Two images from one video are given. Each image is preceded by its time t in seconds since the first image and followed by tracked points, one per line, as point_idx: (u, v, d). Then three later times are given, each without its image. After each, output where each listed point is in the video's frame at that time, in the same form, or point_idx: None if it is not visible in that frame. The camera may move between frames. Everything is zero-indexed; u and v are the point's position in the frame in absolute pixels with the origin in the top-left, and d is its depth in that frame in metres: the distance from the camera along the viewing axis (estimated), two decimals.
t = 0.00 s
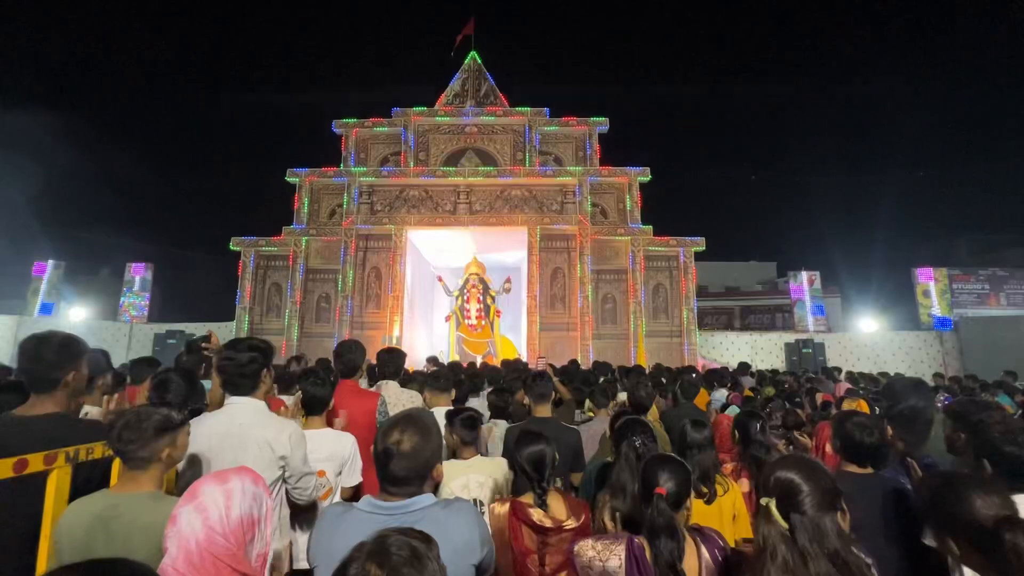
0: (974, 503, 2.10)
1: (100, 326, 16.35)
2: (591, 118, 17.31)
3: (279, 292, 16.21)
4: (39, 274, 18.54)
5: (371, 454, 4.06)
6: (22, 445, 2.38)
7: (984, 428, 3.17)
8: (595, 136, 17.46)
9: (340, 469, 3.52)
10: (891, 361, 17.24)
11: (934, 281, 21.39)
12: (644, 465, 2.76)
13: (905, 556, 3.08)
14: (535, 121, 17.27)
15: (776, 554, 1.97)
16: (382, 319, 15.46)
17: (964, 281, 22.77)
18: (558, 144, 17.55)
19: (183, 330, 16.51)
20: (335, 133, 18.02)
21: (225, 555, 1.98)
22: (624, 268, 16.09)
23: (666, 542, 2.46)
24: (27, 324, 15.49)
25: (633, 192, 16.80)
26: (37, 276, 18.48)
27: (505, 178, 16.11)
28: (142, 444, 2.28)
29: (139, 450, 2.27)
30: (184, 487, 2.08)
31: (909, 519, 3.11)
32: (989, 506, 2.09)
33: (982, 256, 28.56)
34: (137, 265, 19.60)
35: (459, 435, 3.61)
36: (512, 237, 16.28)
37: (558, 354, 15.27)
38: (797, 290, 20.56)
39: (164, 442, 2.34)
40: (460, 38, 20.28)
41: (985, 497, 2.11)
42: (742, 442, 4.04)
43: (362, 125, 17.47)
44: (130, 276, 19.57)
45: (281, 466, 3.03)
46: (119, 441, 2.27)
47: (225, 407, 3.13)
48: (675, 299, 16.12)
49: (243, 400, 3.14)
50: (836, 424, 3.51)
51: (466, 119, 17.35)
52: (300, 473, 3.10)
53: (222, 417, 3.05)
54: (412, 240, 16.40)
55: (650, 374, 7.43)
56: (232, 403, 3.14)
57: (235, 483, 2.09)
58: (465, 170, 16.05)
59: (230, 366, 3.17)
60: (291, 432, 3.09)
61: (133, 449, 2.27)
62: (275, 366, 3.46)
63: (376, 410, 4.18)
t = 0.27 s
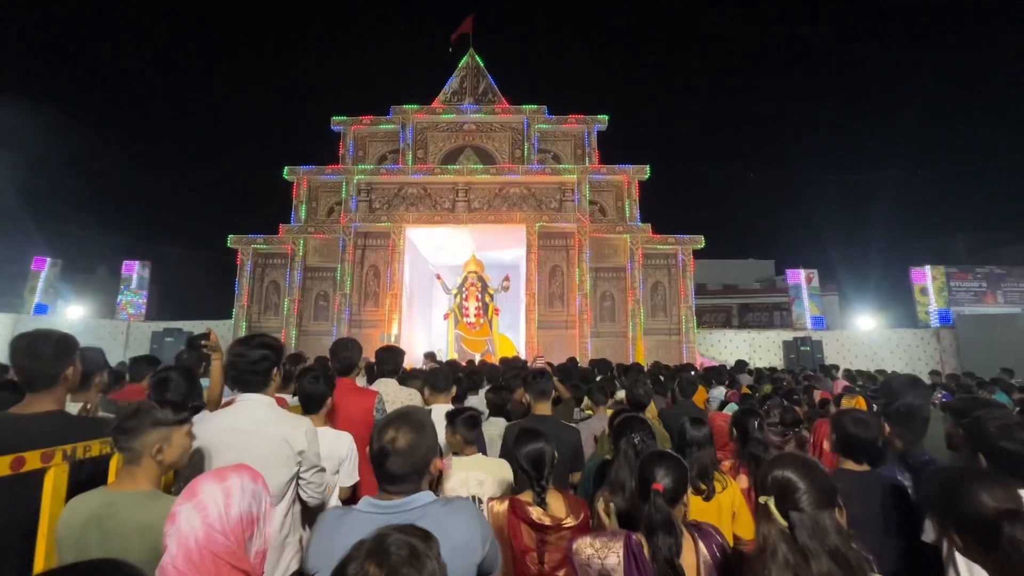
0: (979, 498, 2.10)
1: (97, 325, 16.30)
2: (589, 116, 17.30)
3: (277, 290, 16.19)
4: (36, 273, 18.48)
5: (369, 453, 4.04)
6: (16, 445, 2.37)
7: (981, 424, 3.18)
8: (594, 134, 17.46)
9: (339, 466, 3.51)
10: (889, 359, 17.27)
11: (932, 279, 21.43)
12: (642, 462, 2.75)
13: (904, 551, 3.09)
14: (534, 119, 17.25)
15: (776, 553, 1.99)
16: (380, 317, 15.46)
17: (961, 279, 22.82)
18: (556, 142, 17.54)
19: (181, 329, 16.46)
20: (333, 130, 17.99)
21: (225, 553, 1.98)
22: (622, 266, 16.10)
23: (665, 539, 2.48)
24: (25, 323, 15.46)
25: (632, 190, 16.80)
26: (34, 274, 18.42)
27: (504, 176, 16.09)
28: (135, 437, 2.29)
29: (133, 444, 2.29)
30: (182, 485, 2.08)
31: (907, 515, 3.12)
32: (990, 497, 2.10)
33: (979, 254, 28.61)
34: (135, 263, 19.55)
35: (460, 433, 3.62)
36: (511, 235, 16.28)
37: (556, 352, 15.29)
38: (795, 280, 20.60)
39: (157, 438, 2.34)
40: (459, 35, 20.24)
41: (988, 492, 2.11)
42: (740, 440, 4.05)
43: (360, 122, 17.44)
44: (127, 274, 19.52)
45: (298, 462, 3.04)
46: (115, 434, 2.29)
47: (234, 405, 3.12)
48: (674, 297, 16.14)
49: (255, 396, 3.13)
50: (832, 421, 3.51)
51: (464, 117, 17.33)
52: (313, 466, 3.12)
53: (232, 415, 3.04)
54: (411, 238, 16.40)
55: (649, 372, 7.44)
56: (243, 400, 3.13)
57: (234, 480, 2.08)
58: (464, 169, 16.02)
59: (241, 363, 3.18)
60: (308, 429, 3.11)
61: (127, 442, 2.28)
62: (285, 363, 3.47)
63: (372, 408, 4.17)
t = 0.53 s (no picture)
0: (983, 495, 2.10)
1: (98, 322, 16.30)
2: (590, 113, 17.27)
3: (277, 288, 16.19)
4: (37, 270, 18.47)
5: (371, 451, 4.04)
6: (16, 444, 2.37)
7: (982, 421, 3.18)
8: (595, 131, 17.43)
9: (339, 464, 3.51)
10: (889, 357, 17.29)
11: (933, 276, 21.41)
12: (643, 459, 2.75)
13: (903, 548, 3.10)
14: (534, 116, 17.22)
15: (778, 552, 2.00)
16: (380, 315, 15.46)
17: (962, 276, 22.81)
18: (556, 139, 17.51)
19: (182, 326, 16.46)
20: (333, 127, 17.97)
21: (230, 550, 1.98)
22: (623, 264, 16.10)
23: (665, 537, 2.48)
24: (24, 321, 15.45)
25: (632, 187, 16.78)
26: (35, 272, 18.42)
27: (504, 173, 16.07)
28: (140, 435, 2.32)
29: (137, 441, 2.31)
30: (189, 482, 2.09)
31: (907, 511, 3.13)
32: (995, 494, 2.09)
33: (981, 252, 28.58)
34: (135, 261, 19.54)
35: (464, 429, 3.63)
36: (511, 233, 16.27)
37: (556, 349, 15.31)
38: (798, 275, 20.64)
39: (162, 433, 2.35)
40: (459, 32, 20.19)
41: (992, 488, 2.11)
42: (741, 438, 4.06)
43: (360, 120, 17.42)
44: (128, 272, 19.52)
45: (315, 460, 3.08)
46: (123, 431, 2.34)
47: (250, 402, 3.12)
48: (674, 294, 16.14)
49: (273, 394, 3.15)
50: (831, 417, 3.50)
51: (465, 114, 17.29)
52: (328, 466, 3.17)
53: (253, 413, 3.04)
54: (411, 236, 16.39)
55: (650, 369, 7.45)
56: (260, 398, 3.13)
57: (239, 478, 2.06)
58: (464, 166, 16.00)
59: (257, 362, 3.22)
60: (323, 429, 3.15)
61: (133, 440, 2.31)
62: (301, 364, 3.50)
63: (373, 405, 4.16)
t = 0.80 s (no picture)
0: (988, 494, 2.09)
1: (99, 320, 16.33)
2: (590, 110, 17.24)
3: (278, 286, 16.19)
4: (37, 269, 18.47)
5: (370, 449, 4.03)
6: (18, 443, 2.37)
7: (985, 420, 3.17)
8: (595, 128, 17.40)
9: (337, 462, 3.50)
10: (889, 354, 17.29)
11: (934, 274, 21.40)
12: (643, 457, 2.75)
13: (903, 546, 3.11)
14: (534, 113, 17.20)
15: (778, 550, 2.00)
16: (381, 312, 15.47)
17: (963, 274, 22.80)
18: (557, 136, 17.49)
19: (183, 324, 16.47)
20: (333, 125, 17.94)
21: (233, 549, 1.98)
22: (624, 262, 16.09)
23: (664, 539, 2.48)
24: (25, 319, 15.46)
25: (633, 185, 16.77)
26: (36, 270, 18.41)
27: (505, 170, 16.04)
28: (145, 433, 2.33)
29: (141, 438, 2.32)
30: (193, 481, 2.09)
31: (908, 510, 3.14)
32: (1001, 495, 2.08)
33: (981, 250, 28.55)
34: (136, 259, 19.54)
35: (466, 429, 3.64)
36: (512, 230, 16.26)
37: (557, 347, 15.31)
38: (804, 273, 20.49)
39: (167, 430, 2.37)
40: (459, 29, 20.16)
41: (997, 487, 2.10)
42: (742, 436, 4.06)
43: (360, 117, 17.40)
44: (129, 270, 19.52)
45: (323, 459, 3.10)
46: (127, 428, 2.35)
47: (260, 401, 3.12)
48: (674, 292, 16.14)
49: (281, 393, 3.14)
50: (831, 416, 3.51)
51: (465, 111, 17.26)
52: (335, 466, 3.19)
53: (262, 412, 3.03)
54: (411, 234, 16.39)
55: (651, 367, 7.46)
56: (270, 396, 3.13)
57: (242, 477, 2.06)
58: (465, 163, 15.99)
59: (268, 360, 3.24)
60: (331, 428, 3.17)
61: (138, 437, 2.32)
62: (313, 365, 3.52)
63: (375, 403, 4.15)
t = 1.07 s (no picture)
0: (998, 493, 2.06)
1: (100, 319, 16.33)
2: (591, 107, 17.21)
3: (278, 284, 16.19)
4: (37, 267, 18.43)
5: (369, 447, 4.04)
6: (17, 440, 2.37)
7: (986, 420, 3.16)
8: (595, 125, 17.38)
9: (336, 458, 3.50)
10: (890, 352, 17.29)
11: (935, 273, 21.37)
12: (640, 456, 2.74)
13: (904, 544, 3.12)
14: (535, 111, 17.16)
15: (779, 550, 1.99)
16: (381, 310, 15.48)
17: (964, 272, 22.75)
18: (557, 134, 17.47)
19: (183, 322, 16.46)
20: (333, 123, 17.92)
21: (233, 547, 1.98)
22: (624, 259, 16.08)
23: (661, 544, 2.46)
24: (26, 317, 15.46)
25: (633, 182, 16.75)
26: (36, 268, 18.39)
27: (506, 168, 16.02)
28: (146, 431, 2.33)
29: (142, 437, 2.32)
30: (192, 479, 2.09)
31: (908, 507, 3.14)
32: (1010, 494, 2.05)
33: (983, 247, 28.51)
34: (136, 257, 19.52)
35: (468, 427, 3.65)
36: (512, 228, 16.24)
37: (557, 345, 15.32)
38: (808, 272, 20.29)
39: (169, 430, 2.36)
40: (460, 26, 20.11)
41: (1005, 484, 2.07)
42: (740, 434, 4.06)
43: (359, 115, 17.38)
44: (129, 268, 19.50)
45: (307, 460, 3.11)
46: (127, 427, 2.34)
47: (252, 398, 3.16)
48: (675, 290, 16.13)
49: (268, 393, 3.18)
50: (831, 414, 3.49)
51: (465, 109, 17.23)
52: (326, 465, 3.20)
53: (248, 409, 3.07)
54: (412, 231, 16.37)
55: (652, 366, 7.45)
56: (258, 395, 3.16)
57: (242, 475, 2.06)
58: (465, 161, 15.97)
59: (257, 358, 3.26)
60: (319, 428, 3.17)
61: (138, 436, 2.33)
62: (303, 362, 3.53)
63: (374, 401, 4.17)
